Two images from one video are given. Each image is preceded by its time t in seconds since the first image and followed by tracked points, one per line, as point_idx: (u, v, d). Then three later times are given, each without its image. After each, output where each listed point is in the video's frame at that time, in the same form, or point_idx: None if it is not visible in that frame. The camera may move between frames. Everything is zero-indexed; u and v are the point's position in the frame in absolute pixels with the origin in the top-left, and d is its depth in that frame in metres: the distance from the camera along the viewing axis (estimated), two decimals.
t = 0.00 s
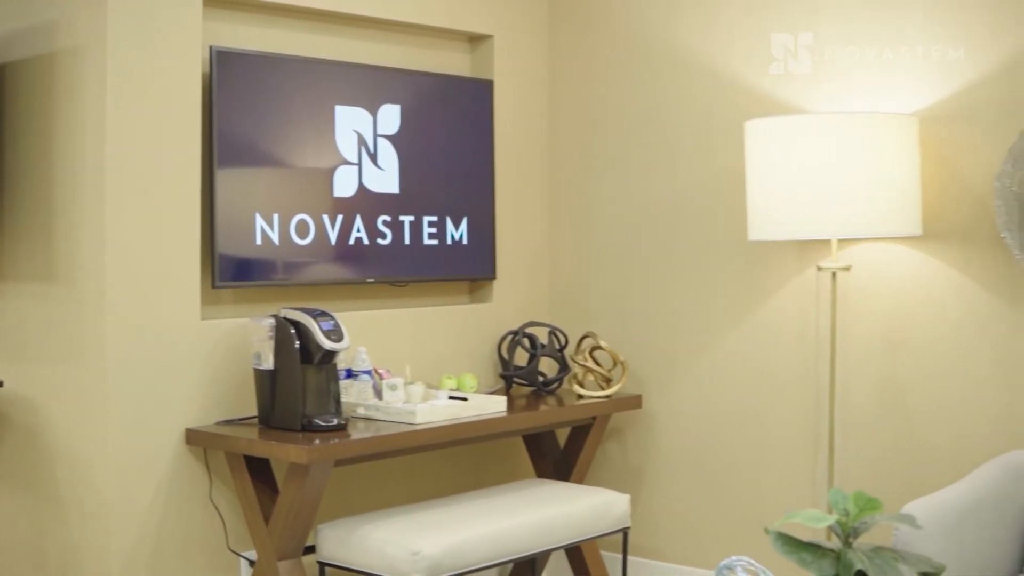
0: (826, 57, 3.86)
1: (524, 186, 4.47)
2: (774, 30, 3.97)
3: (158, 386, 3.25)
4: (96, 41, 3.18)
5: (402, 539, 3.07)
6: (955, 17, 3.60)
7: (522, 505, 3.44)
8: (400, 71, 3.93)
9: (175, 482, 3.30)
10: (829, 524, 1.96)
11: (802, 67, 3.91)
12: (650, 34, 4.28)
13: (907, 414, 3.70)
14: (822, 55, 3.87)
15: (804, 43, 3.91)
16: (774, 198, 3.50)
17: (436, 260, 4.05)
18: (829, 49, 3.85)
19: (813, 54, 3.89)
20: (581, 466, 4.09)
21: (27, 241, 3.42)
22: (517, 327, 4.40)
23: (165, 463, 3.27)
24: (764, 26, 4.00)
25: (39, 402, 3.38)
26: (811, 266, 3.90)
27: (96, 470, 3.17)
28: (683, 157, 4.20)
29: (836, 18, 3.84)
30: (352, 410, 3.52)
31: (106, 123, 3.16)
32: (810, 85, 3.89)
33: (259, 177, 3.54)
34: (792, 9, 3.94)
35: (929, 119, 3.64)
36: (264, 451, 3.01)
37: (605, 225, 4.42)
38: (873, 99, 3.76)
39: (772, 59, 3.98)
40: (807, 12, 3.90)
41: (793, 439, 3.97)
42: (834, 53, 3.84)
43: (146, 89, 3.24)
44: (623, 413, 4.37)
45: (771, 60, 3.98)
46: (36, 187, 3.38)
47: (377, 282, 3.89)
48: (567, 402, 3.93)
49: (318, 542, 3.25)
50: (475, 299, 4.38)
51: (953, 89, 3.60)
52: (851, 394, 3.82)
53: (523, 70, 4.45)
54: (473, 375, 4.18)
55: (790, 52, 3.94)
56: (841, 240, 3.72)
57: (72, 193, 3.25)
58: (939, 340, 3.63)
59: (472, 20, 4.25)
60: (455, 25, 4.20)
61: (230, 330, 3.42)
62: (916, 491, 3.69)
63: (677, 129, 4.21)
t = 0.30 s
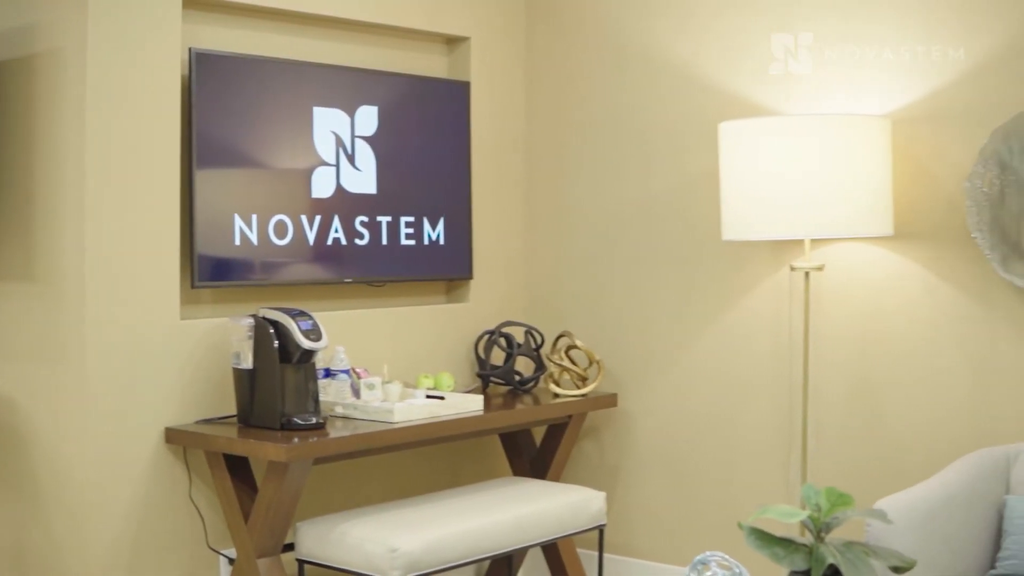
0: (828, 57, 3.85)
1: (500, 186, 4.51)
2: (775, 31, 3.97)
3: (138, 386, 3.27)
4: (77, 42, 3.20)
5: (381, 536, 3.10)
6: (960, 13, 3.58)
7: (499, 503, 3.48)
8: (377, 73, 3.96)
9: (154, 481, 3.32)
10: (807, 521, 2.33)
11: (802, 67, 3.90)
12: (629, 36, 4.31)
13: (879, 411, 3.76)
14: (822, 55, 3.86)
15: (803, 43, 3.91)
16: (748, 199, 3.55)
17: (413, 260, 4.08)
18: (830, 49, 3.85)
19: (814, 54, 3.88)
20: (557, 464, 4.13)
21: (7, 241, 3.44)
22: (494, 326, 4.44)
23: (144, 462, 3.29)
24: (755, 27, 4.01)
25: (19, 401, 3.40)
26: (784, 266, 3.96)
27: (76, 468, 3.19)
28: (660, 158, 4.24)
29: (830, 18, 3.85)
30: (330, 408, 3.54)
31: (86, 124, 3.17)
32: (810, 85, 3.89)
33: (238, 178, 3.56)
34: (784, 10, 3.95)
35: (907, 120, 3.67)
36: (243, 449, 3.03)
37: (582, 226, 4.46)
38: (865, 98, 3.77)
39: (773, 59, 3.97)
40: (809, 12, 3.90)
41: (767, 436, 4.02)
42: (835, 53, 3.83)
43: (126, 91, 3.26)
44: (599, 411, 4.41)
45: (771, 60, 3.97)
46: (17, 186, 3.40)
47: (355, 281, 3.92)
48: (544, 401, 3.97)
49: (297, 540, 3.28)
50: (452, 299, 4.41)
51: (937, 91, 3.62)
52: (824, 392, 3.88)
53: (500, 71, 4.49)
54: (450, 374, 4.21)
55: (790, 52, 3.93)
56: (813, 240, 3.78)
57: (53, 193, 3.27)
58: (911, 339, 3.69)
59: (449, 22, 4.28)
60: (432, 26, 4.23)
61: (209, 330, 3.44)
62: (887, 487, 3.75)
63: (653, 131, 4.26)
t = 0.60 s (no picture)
0: (829, 56, 3.84)
1: (476, 188, 4.54)
2: (774, 30, 3.96)
3: (117, 385, 3.29)
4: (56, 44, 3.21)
5: (358, 534, 3.13)
6: (936, 17, 3.63)
7: (476, 501, 3.51)
8: (354, 74, 3.98)
9: (133, 480, 3.33)
10: (780, 517, 2.38)
11: (802, 67, 3.90)
12: (606, 38, 4.35)
13: (851, 409, 3.82)
14: (822, 54, 3.86)
15: (803, 43, 3.90)
16: (723, 201, 3.59)
17: (390, 261, 4.11)
18: (830, 48, 3.84)
19: (814, 54, 3.88)
20: (533, 462, 4.16)
21: None
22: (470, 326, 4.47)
23: (123, 461, 3.30)
24: (734, 29, 4.05)
25: None
26: (757, 266, 4.00)
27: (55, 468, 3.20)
28: (636, 159, 4.28)
29: (808, 22, 3.89)
30: (308, 408, 3.57)
31: (65, 125, 3.19)
32: (811, 85, 3.88)
33: (216, 179, 3.58)
34: (764, 13, 3.99)
35: (881, 122, 3.73)
36: (221, 448, 3.05)
37: (558, 226, 4.50)
38: (842, 100, 3.81)
39: (772, 59, 3.96)
40: (808, 13, 3.89)
41: (741, 435, 4.07)
42: (836, 53, 3.83)
43: (105, 92, 3.28)
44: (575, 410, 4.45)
45: (770, 60, 3.96)
46: None
47: (332, 282, 3.95)
48: (519, 400, 4.01)
49: (275, 538, 3.30)
50: (428, 299, 4.44)
51: (910, 93, 3.68)
52: (797, 391, 3.93)
53: (475, 72, 4.52)
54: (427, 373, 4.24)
55: (790, 52, 3.92)
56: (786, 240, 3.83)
57: (32, 194, 3.28)
58: (883, 338, 3.74)
59: (425, 24, 4.31)
60: (409, 28, 4.26)
61: (188, 330, 3.45)
62: (858, 485, 3.81)
63: (629, 133, 4.30)
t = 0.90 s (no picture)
0: (830, 55, 3.85)
1: (453, 186, 4.57)
2: (774, 30, 3.96)
3: (96, 383, 3.31)
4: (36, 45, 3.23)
5: (338, 530, 3.16)
6: (910, 19, 3.69)
7: (455, 497, 3.55)
8: (333, 74, 4.01)
9: (113, 477, 3.35)
10: (756, 512, 2.37)
11: (802, 67, 3.90)
12: (583, 40, 4.39)
13: (824, 406, 3.88)
14: (823, 54, 3.86)
15: (803, 42, 3.90)
16: (699, 201, 3.64)
17: (368, 260, 4.14)
18: (830, 47, 3.84)
19: (814, 54, 3.88)
20: (510, 460, 4.20)
21: None
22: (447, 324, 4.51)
23: (103, 459, 3.33)
24: (711, 32, 4.10)
25: None
26: (731, 265, 4.06)
27: (35, 465, 3.22)
28: (612, 159, 4.33)
29: (785, 24, 3.94)
30: (286, 405, 3.59)
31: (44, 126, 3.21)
32: (810, 85, 3.88)
33: (196, 178, 3.61)
34: (741, 15, 4.03)
35: (853, 124, 3.79)
36: (201, 446, 3.07)
37: (534, 226, 4.54)
38: (818, 100, 3.86)
39: (772, 59, 3.96)
40: (808, 12, 3.89)
41: (716, 432, 4.12)
42: (835, 53, 3.83)
43: (84, 93, 3.30)
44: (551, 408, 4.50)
45: (770, 60, 3.96)
46: None
47: (309, 280, 3.97)
48: (497, 397, 4.04)
49: (255, 535, 3.32)
50: (406, 298, 4.47)
51: (882, 95, 3.74)
52: (771, 389, 3.99)
53: (452, 72, 4.55)
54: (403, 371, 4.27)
55: (790, 52, 3.93)
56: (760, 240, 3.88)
57: (12, 194, 3.30)
58: (855, 336, 3.80)
59: (403, 25, 4.34)
60: (386, 28, 4.29)
61: (167, 329, 3.48)
62: (832, 480, 3.86)
63: (606, 134, 4.34)
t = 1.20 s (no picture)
0: (833, 54, 3.85)
1: (431, 184, 4.61)
2: (775, 30, 3.96)
3: (76, 379, 3.33)
4: (16, 44, 3.25)
5: (317, 524, 3.19)
6: (884, 20, 3.74)
7: (433, 492, 3.58)
8: (312, 73, 4.04)
9: (93, 472, 3.38)
10: (734, 504, 2.39)
11: (802, 67, 3.90)
12: (562, 39, 4.43)
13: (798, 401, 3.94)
14: (822, 54, 3.87)
15: (803, 42, 3.90)
16: (675, 199, 3.68)
17: (346, 257, 4.17)
18: (831, 46, 3.85)
19: (814, 54, 3.88)
20: (488, 455, 4.24)
21: None
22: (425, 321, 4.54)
23: (83, 454, 3.35)
24: (689, 32, 4.14)
25: None
26: (707, 263, 4.11)
27: (15, 460, 3.24)
28: (589, 157, 4.37)
29: (762, 24, 3.99)
30: (266, 401, 3.62)
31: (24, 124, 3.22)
32: (809, 86, 3.89)
33: (176, 176, 3.64)
34: (719, 15, 4.07)
35: (827, 122, 3.85)
36: (182, 441, 3.10)
37: (512, 223, 4.57)
38: (797, 99, 3.91)
39: (773, 58, 3.96)
40: (808, 12, 3.90)
41: (691, 427, 4.17)
42: (835, 53, 3.84)
43: (64, 91, 3.31)
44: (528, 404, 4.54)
45: (771, 59, 3.96)
46: None
47: (288, 277, 4.00)
48: (474, 394, 4.08)
49: (235, 530, 3.35)
50: (383, 294, 4.52)
51: (856, 94, 3.80)
52: (746, 384, 4.04)
53: (430, 70, 4.58)
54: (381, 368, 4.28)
55: (790, 52, 3.93)
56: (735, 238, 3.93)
57: None
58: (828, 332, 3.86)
59: (381, 24, 4.37)
60: (365, 27, 4.32)
61: (149, 325, 3.51)
62: (806, 474, 3.92)
63: (584, 132, 4.38)
